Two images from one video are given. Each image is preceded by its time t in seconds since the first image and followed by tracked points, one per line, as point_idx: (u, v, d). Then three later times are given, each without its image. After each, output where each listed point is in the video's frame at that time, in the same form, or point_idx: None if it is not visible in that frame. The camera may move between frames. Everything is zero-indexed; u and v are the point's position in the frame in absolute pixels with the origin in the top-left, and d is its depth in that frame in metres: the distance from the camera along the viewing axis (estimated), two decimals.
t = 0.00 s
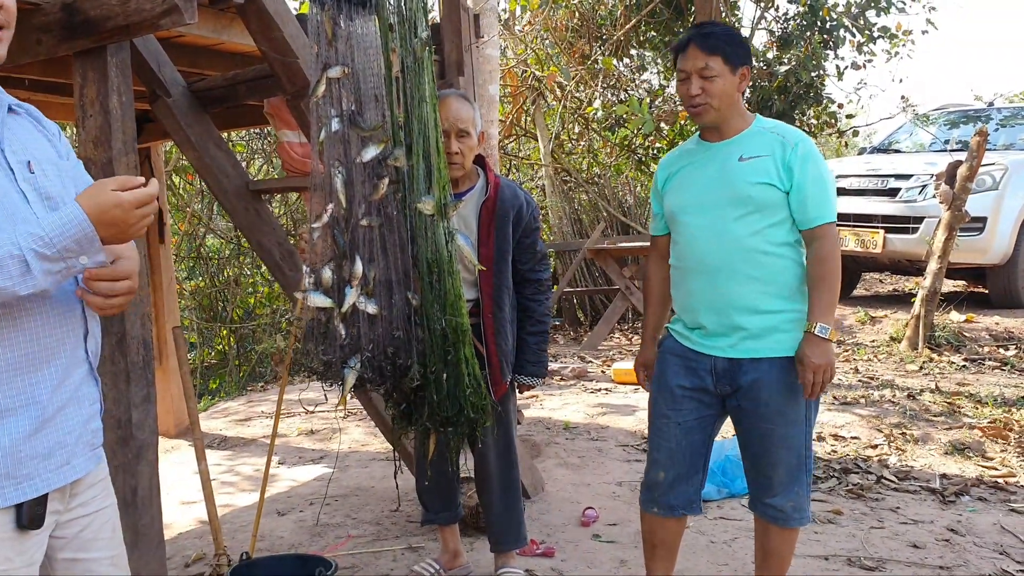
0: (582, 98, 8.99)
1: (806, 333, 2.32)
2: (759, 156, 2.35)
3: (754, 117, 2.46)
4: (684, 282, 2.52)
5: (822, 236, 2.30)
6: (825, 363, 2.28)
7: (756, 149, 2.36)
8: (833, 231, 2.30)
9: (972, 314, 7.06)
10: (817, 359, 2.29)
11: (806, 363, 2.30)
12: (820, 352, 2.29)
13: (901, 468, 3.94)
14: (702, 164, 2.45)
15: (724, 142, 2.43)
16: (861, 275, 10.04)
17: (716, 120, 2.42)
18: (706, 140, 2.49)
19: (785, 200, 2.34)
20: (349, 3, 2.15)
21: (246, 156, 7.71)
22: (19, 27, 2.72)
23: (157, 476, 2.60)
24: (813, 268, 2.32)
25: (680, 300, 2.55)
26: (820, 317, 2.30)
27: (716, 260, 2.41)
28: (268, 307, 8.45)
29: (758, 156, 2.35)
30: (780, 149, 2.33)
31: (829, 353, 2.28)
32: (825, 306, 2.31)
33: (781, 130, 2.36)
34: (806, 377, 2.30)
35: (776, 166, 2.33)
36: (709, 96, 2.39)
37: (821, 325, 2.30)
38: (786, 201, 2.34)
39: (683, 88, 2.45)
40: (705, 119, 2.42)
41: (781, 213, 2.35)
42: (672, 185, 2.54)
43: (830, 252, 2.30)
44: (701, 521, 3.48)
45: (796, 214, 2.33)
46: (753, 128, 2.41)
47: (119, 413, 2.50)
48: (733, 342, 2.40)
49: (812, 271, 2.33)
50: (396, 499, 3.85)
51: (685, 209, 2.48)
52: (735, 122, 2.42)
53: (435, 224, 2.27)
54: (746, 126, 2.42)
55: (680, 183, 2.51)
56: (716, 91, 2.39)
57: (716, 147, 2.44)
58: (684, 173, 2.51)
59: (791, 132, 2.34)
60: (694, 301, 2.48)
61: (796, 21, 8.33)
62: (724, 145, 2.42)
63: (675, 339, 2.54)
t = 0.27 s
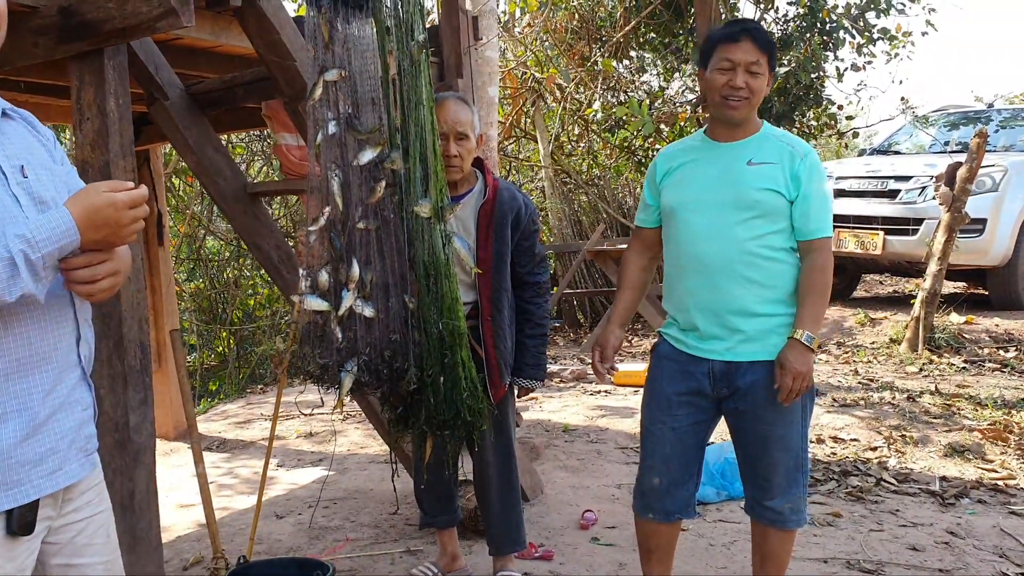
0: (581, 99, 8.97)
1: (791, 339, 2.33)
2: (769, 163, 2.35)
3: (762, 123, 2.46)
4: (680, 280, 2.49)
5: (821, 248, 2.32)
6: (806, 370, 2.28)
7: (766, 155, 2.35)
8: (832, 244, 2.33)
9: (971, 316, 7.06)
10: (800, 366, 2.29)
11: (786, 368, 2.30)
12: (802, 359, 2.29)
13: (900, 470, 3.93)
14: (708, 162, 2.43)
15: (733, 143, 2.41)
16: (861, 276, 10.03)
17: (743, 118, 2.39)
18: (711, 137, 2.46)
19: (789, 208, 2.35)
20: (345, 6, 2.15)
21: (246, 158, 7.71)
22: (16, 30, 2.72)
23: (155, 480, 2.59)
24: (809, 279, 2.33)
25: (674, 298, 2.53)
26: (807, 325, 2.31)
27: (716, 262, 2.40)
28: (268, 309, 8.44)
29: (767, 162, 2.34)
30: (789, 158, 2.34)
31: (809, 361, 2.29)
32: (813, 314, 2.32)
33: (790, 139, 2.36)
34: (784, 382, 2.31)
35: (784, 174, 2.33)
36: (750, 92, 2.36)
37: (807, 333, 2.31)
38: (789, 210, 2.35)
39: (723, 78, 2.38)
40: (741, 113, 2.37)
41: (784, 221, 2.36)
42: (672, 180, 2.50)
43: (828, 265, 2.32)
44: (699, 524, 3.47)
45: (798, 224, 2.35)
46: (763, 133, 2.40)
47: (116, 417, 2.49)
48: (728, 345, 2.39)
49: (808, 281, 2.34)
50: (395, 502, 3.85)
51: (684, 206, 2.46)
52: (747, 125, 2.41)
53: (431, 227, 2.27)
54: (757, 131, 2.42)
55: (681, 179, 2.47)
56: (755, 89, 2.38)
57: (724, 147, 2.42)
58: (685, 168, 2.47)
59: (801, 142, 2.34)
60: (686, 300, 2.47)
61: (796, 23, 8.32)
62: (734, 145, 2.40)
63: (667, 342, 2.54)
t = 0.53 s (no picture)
0: (583, 103, 9.10)
1: (814, 352, 2.38)
2: (776, 168, 2.36)
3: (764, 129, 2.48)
4: (682, 282, 2.47)
5: (827, 255, 2.37)
6: (835, 382, 2.33)
7: (773, 160, 2.37)
8: (836, 252, 2.37)
9: (975, 319, 7.05)
10: (828, 378, 2.34)
11: (817, 382, 2.35)
12: (830, 371, 2.34)
13: (904, 474, 3.92)
14: (714, 165, 2.43)
15: (739, 148, 2.42)
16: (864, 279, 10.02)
17: (744, 123, 2.39)
18: (716, 141, 2.46)
19: (794, 214, 2.37)
20: (347, 12, 2.16)
21: (248, 163, 7.72)
22: (21, 37, 2.74)
23: (158, 487, 2.59)
24: (822, 289, 2.38)
25: (675, 300, 2.51)
26: (827, 336, 2.36)
27: (721, 265, 2.39)
28: (271, 313, 8.45)
29: (774, 167, 2.36)
30: (795, 164, 2.36)
31: (836, 372, 2.34)
32: (831, 325, 2.37)
33: (797, 147, 2.39)
34: (815, 395, 2.36)
35: (790, 180, 2.35)
36: (747, 96, 2.36)
37: (830, 344, 2.36)
38: (795, 216, 2.37)
39: (721, 85, 2.38)
40: (738, 117, 2.38)
41: (790, 227, 2.37)
42: (676, 182, 2.48)
43: (835, 273, 2.37)
44: (703, 528, 3.46)
45: (804, 230, 2.37)
46: (768, 138, 2.42)
47: (119, 423, 2.49)
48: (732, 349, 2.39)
49: (819, 290, 2.39)
50: (398, 507, 3.85)
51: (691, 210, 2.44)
52: (752, 130, 2.42)
53: (433, 233, 2.27)
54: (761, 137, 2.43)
55: (686, 181, 2.46)
56: (753, 94, 2.37)
57: (731, 151, 2.42)
58: (691, 170, 2.46)
59: (808, 151, 2.37)
60: (689, 304, 2.45)
61: (798, 26, 8.31)
62: (740, 150, 2.41)
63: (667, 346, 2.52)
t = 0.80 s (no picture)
0: (588, 106, 9.12)
1: (836, 354, 2.42)
2: (786, 170, 2.38)
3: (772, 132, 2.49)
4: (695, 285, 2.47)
5: (840, 256, 2.40)
6: (861, 382, 2.39)
7: (783, 162, 2.39)
8: (846, 253, 2.39)
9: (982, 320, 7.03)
10: (853, 379, 2.39)
11: (842, 383, 2.41)
12: (854, 371, 2.39)
13: (912, 476, 3.91)
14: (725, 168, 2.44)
15: (749, 149, 2.43)
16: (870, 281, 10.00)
17: (756, 123, 2.40)
18: (727, 143, 2.46)
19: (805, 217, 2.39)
20: (355, 17, 2.19)
21: (255, 168, 7.75)
22: (30, 44, 2.76)
23: (167, 491, 2.60)
24: (836, 290, 2.41)
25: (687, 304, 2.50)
26: (847, 336, 2.41)
27: (733, 267, 2.40)
28: (277, 318, 8.47)
29: (784, 170, 2.38)
30: (804, 167, 2.38)
31: (861, 372, 2.39)
32: (850, 325, 2.41)
33: (808, 148, 2.41)
34: (840, 396, 2.42)
35: (801, 183, 2.37)
36: (764, 97, 2.37)
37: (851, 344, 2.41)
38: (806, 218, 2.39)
39: (738, 84, 2.38)
40: (756, 117, 2.38)
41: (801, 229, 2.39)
42: (687, 185, 2.48)
43: (848, 273, 2.41)
44: (711, 531, 3.46)
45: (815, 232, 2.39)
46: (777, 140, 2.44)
47: (129, 427, 2.50)
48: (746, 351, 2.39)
49: (832, 291, 2.41)
50: (406, 511, 3.85)
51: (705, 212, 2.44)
52: (762, 132, 2.43)
53: (440, 236, 2.27)
54: (771, 138, 2.45)
55: (696, 184, 2.47)
56: (768, 93, 2.39)
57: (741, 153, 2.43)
58: (701, 173, 2.47)
59: (818, 151, 2.40)
60: (703, 308, 2.45)
61: (802, 28, 8.31)
62: (750, 152, 2.42)
63: (677, 348, 2.52)
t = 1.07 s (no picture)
0: (596, 111, 9.14)
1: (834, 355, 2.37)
2: (808, 177, 2.38)
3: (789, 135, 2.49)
4: (713, 290, 2.47)
5: (855, 263, 2.41)
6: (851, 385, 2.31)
7: (804, 169, 2.39)
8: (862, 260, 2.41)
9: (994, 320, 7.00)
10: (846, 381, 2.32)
11: (834, 383, 2.34)
12: (846, 373, 2.33)
13: (926, 478, 3.90)
14: (745, 173, 2.43)
15: (770, 155, 2.42)
16: (880, 283, 9.97)
17: (779, 128, 2.40)
18: (747, 147, 2.46)
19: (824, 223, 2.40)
20: (364, 28, 2.20)
21: (264, 178, 7.80)
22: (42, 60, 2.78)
23: (183, 501, 2.62)
24: (847, 296, 2.41)
25: (704, 308, 2.50)
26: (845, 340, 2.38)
27: (754, 273, 2.40)
28: (288, 327, 8.50)
29: (806, 176, 2.38)
30: (825, 173, 2.39)
31: (853, 375, 2.33)
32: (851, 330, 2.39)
33: (826, 154, 2.41)
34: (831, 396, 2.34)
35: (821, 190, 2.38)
36: (790, 99, 2.38)
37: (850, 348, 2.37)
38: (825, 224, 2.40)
39: (762, 87, 2.38)
40: (780, 120, 2.38)
41: (820, 235, 2.40)
42: (706, 190, 2.46)
43: (861, 280, 2.41)
44: (726, 535, 3.46)
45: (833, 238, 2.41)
46: (796, 146, 2.44)
47: (144, 438, 2.52)
48: (766, 355, 2.41)
49: (846, 296, 2.41)
50: (421, 518, 3.86)
51: (724, 217, 2.43)
52: (782, 137, 2.43)
53: (450, 244, 2.28)
54: (790, 143, 2.45)
55: (716, 189, 2.45)
56: (793, 97, 2.40)
57: (763, 158, 2.43)
58: (723, 177, 2.45)
59: (836, 158, 2.40)
60: (721, 312, 2.45)
61: (809, 30, 8.29)
62: (771, 158, 2.42)
63: (693, 351, 2.53)
